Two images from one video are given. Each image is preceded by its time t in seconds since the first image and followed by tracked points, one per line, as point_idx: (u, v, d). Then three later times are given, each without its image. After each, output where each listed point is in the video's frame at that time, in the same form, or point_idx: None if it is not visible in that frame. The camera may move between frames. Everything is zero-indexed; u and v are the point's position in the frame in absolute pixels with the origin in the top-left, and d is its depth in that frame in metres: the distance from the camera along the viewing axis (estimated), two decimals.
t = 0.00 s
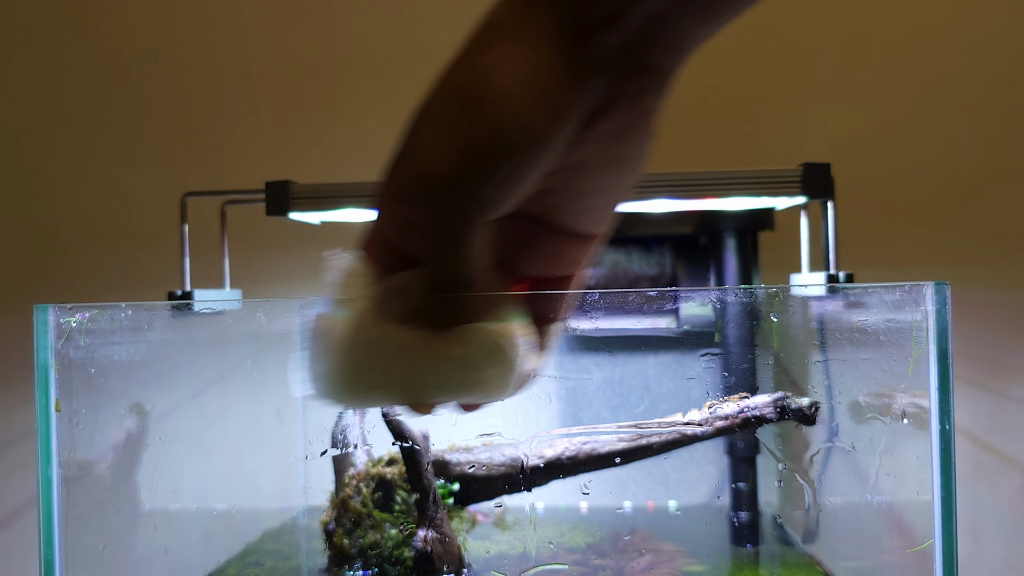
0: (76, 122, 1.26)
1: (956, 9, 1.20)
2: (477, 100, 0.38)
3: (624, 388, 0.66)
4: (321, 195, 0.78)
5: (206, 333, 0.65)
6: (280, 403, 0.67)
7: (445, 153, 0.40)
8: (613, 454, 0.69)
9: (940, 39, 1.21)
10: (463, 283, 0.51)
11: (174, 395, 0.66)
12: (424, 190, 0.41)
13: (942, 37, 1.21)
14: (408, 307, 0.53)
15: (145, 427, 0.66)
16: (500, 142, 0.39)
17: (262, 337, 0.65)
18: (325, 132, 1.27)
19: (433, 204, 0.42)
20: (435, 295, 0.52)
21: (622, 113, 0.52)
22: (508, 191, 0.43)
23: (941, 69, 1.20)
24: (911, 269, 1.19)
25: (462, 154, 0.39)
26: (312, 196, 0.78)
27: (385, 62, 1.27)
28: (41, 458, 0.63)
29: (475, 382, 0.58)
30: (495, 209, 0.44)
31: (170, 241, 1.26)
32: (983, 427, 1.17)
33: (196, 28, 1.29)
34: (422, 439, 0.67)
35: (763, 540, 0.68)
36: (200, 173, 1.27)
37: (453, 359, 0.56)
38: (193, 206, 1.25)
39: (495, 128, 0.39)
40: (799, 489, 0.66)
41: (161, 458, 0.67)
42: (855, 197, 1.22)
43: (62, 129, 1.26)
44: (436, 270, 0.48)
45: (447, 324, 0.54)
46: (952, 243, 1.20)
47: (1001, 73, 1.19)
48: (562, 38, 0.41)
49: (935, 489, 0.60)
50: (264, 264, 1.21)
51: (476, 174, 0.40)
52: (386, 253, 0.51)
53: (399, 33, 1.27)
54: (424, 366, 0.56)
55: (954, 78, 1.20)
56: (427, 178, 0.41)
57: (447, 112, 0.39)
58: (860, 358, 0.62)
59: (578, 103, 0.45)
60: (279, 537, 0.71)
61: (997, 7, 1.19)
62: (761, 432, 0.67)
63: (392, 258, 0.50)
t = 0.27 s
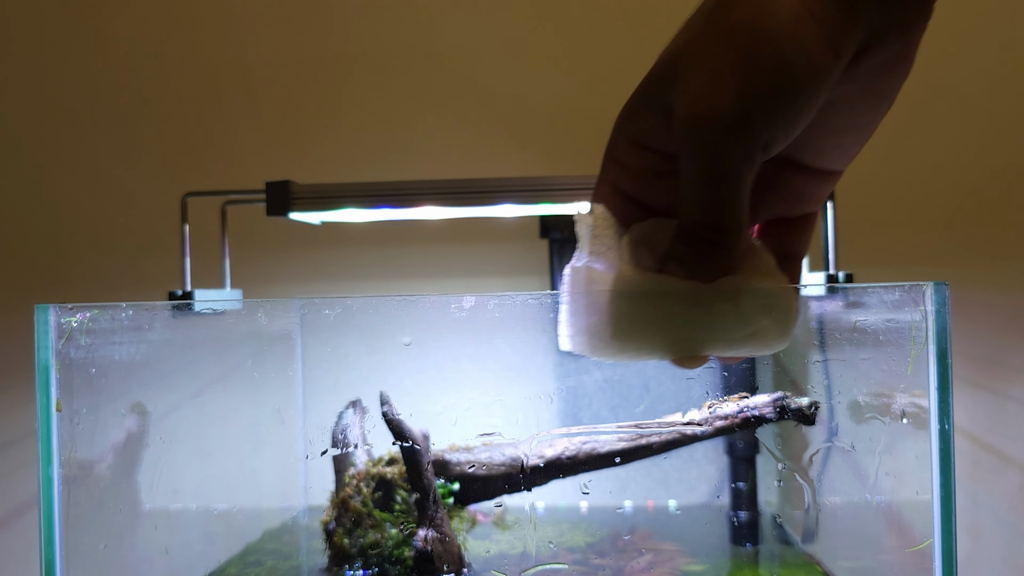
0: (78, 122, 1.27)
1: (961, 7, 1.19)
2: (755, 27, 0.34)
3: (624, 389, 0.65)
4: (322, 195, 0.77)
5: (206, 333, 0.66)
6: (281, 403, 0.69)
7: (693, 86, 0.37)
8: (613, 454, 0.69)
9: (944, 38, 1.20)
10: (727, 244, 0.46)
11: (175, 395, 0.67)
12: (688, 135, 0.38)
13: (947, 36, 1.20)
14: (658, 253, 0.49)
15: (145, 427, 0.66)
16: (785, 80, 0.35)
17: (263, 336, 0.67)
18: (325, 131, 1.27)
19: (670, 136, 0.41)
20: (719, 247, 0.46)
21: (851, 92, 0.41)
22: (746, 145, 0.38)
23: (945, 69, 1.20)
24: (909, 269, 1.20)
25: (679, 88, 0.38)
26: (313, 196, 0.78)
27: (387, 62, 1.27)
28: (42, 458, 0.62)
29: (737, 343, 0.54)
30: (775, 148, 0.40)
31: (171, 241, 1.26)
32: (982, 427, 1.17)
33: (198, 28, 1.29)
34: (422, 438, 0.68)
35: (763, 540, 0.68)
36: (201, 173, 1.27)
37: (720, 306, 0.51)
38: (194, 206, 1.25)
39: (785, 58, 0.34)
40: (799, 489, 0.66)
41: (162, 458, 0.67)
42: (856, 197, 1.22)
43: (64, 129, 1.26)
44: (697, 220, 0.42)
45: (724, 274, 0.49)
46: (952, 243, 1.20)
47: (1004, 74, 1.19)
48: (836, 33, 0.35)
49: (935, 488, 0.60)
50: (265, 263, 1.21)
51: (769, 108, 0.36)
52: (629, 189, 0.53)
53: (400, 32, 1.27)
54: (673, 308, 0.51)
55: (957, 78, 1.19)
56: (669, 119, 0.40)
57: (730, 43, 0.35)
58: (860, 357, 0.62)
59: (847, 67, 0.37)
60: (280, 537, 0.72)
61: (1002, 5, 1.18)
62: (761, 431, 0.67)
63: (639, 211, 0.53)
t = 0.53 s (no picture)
0: (79, 122, 1.27)
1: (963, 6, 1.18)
2: None
3: (624, 388, 0.67)
4: (322, 195, 0.78)
5: (206, 334, 0.66)
6: (281, 403, 0.70)
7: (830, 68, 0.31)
8: (613, 453, 0.69)
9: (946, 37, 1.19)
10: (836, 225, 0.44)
11: (175, 396, 0.67)
12: (825, 113, 0.33)
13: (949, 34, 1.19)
14: (785, 236, 0.45)
15: (146, 427, 0.66)
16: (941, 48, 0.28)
17: (263, 336, 0.67)
18: (326, 132, 1.27)
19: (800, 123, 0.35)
20: (850, 222, 0.43)
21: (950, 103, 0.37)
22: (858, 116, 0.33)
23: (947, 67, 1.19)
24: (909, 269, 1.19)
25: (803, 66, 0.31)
26: (313, 196, 0.78)
27: (387, 62, 1.27)
28: (43, 458, 0.63)
29: (890, 318, 0.51)
30: (923, 120, 0.34)
31: (172, 241, 1.26)
32: (982, 427, 1.17)
33: (198, 28, 1.29)
34: (422, 438, 0.68)
35: (763, 539, 0.68)
36: (202, 173, 1.28)
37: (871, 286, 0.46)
38: (195, 206, 1.26)
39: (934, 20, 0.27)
40: (798, 489, 0.66)
41: (162, 458, 0.67)
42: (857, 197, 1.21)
43: (65, 128, 1.26)
44: (822, 193, 0.39)
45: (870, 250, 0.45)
46: (952, 242, 1.19)
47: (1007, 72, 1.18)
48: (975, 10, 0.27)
49: (935, 488, 0.60)
50: (265, 263, 1.21)
51: (918, 82, 0.30)
52: (705, 178, 0.47)
53: (400, 33, 1.27)
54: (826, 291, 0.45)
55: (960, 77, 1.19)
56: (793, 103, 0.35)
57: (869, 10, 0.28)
58: (860, 357, 0.61)
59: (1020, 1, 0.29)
60: (280, 536, 0.72)
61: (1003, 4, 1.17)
62: (760, 431, 0.67)
63: (747, 192, 0.45)
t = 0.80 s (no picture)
0: (79, 122, 1.27)
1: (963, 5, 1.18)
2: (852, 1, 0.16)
3: (624, 388, 0.67)
4: (323, 195, 0.78)
5: (206, 334, 0.66)
6: (281, 403, 0.70)
7: (769, 80, 0.20)
8: (613, 453, 0.69)
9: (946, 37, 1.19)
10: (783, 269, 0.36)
11: (174, 396, 0.67)
12: (785, 111, 0.21)
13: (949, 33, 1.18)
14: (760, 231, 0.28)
15: (146, 427, 0.67)
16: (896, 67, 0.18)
17: (264, 337, 0.67)
18: (325, 132, 1.27)
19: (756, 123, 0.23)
20: (811, 227, 0.27)
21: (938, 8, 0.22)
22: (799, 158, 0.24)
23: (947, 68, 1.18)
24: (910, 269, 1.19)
25: (767, 68, 0.20)
26: (313, 196, 0.78)
27: (386, 63, 1.27)
28: (44, 457, 0.63)
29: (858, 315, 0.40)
30: (894, 105, 0.20)
31: (172, 241, 1.26)
32: (982, 427, 1.17)
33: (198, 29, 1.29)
34: (422, 438, 0.68)
35: (763, 539, 0.68)
36: (202, 173, 1.28)
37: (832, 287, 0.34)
38: (195, 206, 1.26)
39: (896, 31, 0.16)
40: (797, 488, 0.66)
41: (162, 458, 0.67)
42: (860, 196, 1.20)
43: (65, 129, 1.26)
44: (785, 192, 0.24)
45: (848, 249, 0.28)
46: (954, 242, 1.19)
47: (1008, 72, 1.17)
48: None
49: (934, 487, 0.60)
50: (265, 263, 1.21)
51: (875, 77, 0.19)
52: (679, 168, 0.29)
53: (400, 33, 1.27)
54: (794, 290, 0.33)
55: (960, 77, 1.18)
56: (747, 155, 0.25)
57: (829, 9, 0.16)
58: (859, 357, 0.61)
59: None
60: (280, 536, 0.72)
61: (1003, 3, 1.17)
62: (760, 431, 0.67)
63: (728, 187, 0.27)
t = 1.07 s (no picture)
0: (78, 122, 1.27)
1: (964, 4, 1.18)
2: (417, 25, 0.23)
3: (624, 388, 0.67)
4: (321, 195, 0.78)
5: (206, 333, 0.65)
6: (281, 404, 0.69)
7: (346, 90, 0.25)
8: (612, 452, 0.69)
9: (947, 36, 1.18)
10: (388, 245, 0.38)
11: (175, 395, 0.67)
12: (354, 121, 0.27)
13: (950, 32, 1.18)
14: (322, 238, 0.35)
15: (147, 426, 0.67)
16: (447, 79, 0.25)
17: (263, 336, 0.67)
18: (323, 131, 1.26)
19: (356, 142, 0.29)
20: (369, 230, 0.34)
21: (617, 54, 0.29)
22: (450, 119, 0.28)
23: (947, 67, 1.18)
24: (910, 269, 1.18)
25: (341, 82, 0.25)
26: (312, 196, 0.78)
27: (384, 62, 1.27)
28: (44, 458, 0.63)
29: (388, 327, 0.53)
30: (415, 143, 0.29)
31: (172, 241, 1.26)
32: (981, 426, 1.17)
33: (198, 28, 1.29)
34: (423, 438, 0.69)
35: (762, 538, 0.68)
36: (202, 174, 1.28)
37: (362, 299, 0.45)
38: (194, 206, 1.26)
39: (435, 64, 0.24)
40: (796, 488, 0.67)
41: (163, 458, 0.68)
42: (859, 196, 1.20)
43: (64, 129, 1.26)
44: (338, 212, 0.32)
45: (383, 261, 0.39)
46: (954, 242, 1.18)
47: (1007, 71, 1.17)
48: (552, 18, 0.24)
49: (933, 486, 0.60)
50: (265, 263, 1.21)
51: (413, 106, 0.26)
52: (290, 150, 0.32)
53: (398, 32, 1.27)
54: (325, 305, 0.45)
55: (961, 76, 1.18)
56: (335, 156, 0.29)
57: (394, 54, 0.23)
58: (857, 357, 0.63)
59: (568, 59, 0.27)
60: (281, 536, 0.72)
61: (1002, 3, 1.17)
62: (760, 430, 0.67)
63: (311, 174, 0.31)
